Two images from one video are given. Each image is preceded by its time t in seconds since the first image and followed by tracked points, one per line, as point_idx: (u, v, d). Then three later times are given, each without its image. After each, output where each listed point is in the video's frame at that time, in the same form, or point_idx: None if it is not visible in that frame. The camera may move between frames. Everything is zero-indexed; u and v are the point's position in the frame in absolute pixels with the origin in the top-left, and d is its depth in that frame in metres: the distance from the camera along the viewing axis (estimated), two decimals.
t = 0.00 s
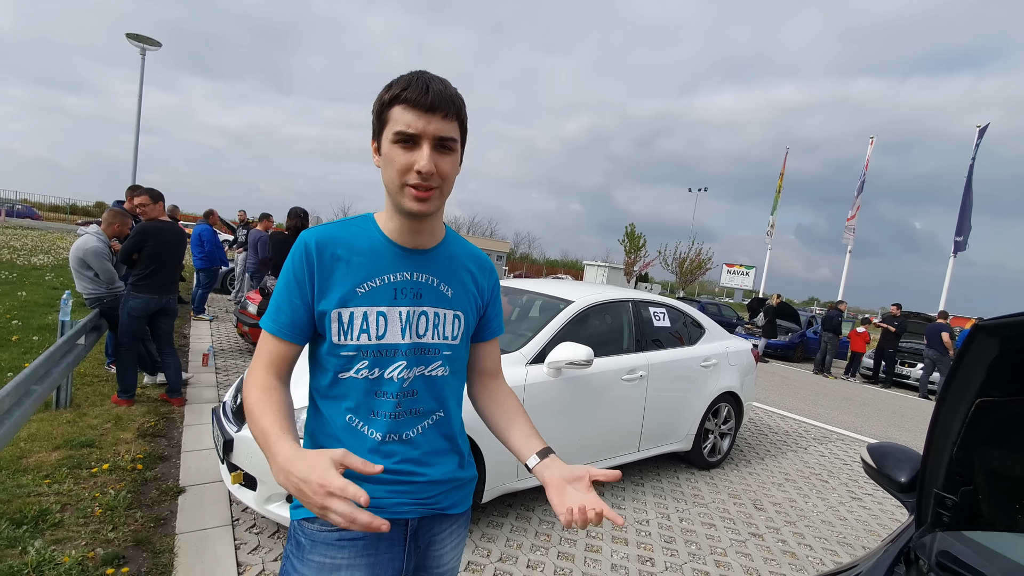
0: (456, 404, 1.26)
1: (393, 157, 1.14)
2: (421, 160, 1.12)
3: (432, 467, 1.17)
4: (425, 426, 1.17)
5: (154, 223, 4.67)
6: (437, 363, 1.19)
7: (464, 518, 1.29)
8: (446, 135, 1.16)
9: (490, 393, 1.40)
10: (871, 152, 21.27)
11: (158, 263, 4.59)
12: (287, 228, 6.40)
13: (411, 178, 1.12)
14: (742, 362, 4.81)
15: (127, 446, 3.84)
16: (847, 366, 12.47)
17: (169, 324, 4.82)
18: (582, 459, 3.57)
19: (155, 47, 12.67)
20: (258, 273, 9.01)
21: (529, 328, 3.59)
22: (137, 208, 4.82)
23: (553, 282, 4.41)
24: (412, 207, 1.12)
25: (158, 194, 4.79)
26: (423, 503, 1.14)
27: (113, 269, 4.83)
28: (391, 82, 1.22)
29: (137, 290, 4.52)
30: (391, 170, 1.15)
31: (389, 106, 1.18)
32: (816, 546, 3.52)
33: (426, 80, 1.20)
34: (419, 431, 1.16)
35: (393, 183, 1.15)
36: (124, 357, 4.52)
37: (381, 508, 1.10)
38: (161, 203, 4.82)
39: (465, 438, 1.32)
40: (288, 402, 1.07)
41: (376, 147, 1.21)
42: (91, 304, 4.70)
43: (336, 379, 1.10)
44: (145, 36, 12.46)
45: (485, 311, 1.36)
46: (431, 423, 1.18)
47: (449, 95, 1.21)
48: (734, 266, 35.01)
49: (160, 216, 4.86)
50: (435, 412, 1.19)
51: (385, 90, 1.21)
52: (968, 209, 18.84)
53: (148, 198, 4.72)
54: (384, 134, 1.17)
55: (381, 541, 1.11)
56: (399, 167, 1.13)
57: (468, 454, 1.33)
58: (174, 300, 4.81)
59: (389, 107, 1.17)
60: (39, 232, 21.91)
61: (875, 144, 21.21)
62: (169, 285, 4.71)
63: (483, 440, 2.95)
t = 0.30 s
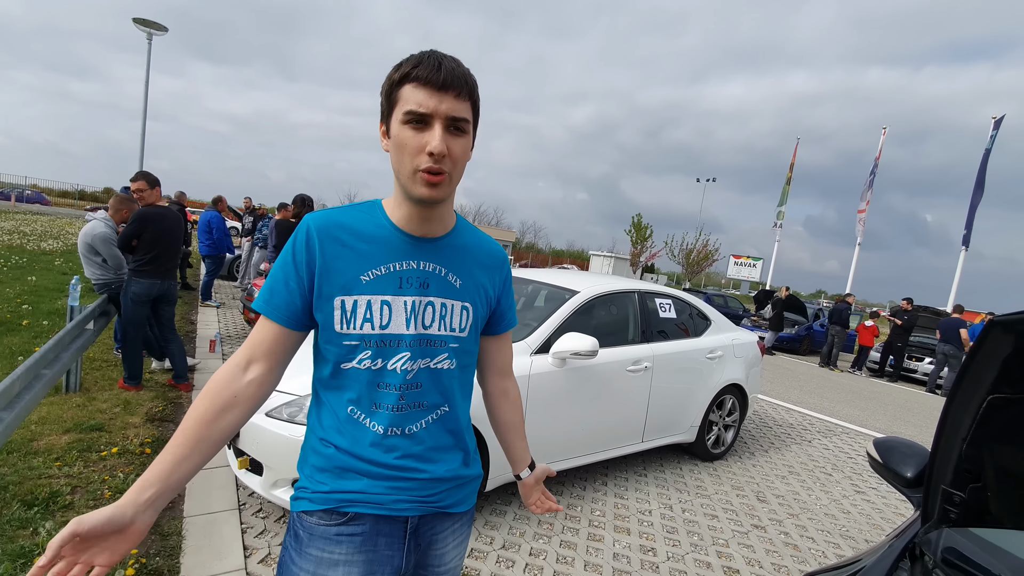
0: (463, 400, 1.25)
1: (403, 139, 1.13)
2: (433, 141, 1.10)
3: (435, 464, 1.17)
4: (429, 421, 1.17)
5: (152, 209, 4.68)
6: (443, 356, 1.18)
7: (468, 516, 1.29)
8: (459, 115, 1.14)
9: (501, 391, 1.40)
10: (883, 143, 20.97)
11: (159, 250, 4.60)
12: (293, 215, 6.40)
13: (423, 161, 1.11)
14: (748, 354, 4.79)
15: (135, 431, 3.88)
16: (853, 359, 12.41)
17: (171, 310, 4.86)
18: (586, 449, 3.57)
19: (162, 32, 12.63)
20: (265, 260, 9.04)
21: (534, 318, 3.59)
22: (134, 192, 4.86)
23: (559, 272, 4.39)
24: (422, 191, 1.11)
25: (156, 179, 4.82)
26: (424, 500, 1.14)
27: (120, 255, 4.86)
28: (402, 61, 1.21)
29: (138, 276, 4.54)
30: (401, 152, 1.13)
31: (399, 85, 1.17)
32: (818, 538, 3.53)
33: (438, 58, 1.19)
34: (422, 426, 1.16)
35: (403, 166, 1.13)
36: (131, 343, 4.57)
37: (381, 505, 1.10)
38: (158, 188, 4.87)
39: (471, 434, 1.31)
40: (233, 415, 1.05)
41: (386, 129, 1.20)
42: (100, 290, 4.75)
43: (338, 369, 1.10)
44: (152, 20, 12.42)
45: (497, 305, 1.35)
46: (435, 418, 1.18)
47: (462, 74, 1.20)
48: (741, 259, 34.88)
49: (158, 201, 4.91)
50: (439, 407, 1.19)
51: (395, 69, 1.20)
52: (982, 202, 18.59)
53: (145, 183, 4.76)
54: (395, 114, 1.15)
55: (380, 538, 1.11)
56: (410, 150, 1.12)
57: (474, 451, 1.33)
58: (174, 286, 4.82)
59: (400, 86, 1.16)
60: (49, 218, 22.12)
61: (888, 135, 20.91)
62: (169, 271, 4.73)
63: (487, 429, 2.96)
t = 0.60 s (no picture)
0: (465, 396, 1.25)
1: (409, 133, 1.11)
2: (440, 137, 1.09)
3: (438, 461, 1.17)
4: (431, 418, 1.17)
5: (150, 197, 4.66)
6: (446, 352, 1.18)
7: (470, 512, 1.30)
8: (465, 110, 1.13)
9: (483, 392, 1.38)
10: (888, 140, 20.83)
11: (158, 239, 4.60)
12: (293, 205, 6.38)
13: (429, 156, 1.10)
14: (748, 351, 4.79)
15: (136, 418, 3.89)
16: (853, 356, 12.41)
17: (168, 299, 4.88)
18: (585, 443, 3.58)
19: (163, 19, 12.55)
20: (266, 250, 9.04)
21: (534, 311, 3.58)
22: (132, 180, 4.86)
23: (560, 266, 4.38)
24: (428, 187, 1.10)
25: (153, 167, 4.82)
26: (428, 497, 1.14)
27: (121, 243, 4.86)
28: (407, 51, 1.19)
29: (138, 266, 4.54)
30: (407, 147, 1.12)
31: (405, 78, 1.15)
32: (815, 535, 3.54)
33: (445, 51, 1.18)
34: (424, 423, 1.16)
35: (408, 161, 1.12)
36: (131, 331, 4.58)
37: (384, 502, 1.10)
38: (156, 176, 4.87)
39: (472, 430, 1.31)
40: (262, 412, 1.08)
41: (390, 121, 1.18)
42: (101, 278, 4.76)
43: (340, 365, 1.10)
44: (153, 7, 12.33)
45: (496, 299, 1.35)
46: (438, 415, 1.18)
47: (469, 68, 1.19)
48: (743, 255, 34.81)
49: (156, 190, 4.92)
50: (442, 404, 1.19)
51: (401, 60, 1.18)
52: (986, 201, 18.51)
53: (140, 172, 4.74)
54: (400, 107, 1.14)
55: (383, 536, 1.12)
56: (415, 145, 1.11)
57: (476, 447, 1.33)
58: (171, 276, 4.82)
59: (406, 79, 1.15)
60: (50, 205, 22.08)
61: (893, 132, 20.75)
62: (169, 260, 4.75)
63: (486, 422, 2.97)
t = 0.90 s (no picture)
0: (463, 393, 1.25)
1: (399, 129, 1.12)
2: (428, 133, 1.09)
3: (437, 459, 1.17)
4: (430, 415, 1.17)
5: (150, 191, 4.65)
6: (443, 348, 1.18)
7: (469, 512, 1.29)
8: (456, 106, 1.13)
9: (488, 385, 1.38)
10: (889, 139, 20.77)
11: (159, 234, 4.60)
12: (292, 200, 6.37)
13: (419, 152, 1.10)
14: (746, 349, 4.79)
15: (134, 413, 3.89)
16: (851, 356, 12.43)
17: (167, 293, 4.87)
18: (582, 440, 3.59)
19: (164, 12, 12.49)
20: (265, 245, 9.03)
21: (532, 308, 3.58)
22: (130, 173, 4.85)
23: (558, 263, 4.38)
24: (418, 182, 1.10)
25: (152, 161, 4.82)
26: (426, 496, 1.15)
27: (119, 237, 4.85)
28: (401, 46, 1.19)
29: (138, 260, 4.53)
30: (397, 143, 1.12)
31: (397, 73, 1.15)
32: (810, 533, 3.55)
33: (438, 45, 1.17)
34: (423, 419, 1.16)
35: (399, 156, 1.12)
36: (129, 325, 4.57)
37: (382, 500, 1.10)
38: (155, 170, 4.86)
39: (472, 428, 1.31)
40: (261, 401, 1.08)
41: (384, 117, 1.18)
42: (99, 272, 4.75)
43: (338, 361, 1.10)
44: None
45: (495, 295, 1.34)
46: (437, 412, 1.18)
47: (462, 63, 1.18)
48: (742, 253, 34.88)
49: (154, 184, 4.91)
50: (440, 400, 1.19)
51: (394, 55, 1.18)
52: (985, 202, 18.51)
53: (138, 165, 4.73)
54: (392, 103, 1.14)
55: (381, 534, 1.12)
56: (405, 140, 1.11)
57: (476, 446, 1.33)
58: (171, 270, 4.81)
59: (398, 74, 1.15)
60: (50, 197, 22.08)
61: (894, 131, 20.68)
62: (168, 255, 4.76)
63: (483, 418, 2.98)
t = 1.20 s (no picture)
0: (462, 393, 1.25)
1: (400, 130, 1.11)
2: (429, 135, 1.09)
3: (434, 458, 1.17)
4: (428, 414, 1.17)
5: (144, 187, 4.62)
6: (442, 346, 1.18)
7: (467, 511, 1.29)
8: (458, 108, 1.12)
9: (498, 381, 1.39)
10: (885, 138, 20.81)
11: (153, 230, 4.57)
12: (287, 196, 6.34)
13: (419, 153, 1.10)
14: (741, 347, 4.81)
15: (127, 409, 3.87)
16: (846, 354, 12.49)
17: (165, 291, 4.83)
18: (577, 438, 3.59)
19: (160, 7, 12.42)
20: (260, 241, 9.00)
21: (528, 306, 3.58)
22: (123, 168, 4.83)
23: (555, 261, 4.37)
24: (417, 184, 1.10)
25: (145, 155, 4.76)
26: (423, 495, 1.14)
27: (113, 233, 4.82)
28: (404, 46, 1.18)
29: (131, 256, 4.50)
30: (397, 143, 1.11)
31: (399, 72, 1.14)
32: (803, 531, 3.57)
33: (441, 46, 1.16)
34: (421, 419, 1.15)
35: (399, 157, 1.12)
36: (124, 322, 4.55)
37: (379, 500, 1.10)
38: (147, 164, 4.80)
39: (470, 427, 1.31)
40: (236, 395, 1.06)
41: (385, 116, 1.18)
42: (92, 268, 4.72)
43: (335, 360, 1.10)
44: None
45: (494, 294, 1.34)
46: (435, 411, 1.18)
47: (466, 64, 1.17)
48: (739, 252, 34.98)
49: (148, 178, 4.86)
50: (438, 399, 1.18)
51: (397, 54, 1.17)
52: (980, 201, 18.59)
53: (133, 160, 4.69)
54: (394, 102, 1.14)
55: (378, 533, 1.11)
56: (406, 141, 1.10)
57: (474, 445, 1.33)
58: (166, 267, 4.78)
59: (400, 74, 1.14)
60: (44, 193, 21.94)
61: (890, 130, 20.71)
62: (163, 250, 4.73)
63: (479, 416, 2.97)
